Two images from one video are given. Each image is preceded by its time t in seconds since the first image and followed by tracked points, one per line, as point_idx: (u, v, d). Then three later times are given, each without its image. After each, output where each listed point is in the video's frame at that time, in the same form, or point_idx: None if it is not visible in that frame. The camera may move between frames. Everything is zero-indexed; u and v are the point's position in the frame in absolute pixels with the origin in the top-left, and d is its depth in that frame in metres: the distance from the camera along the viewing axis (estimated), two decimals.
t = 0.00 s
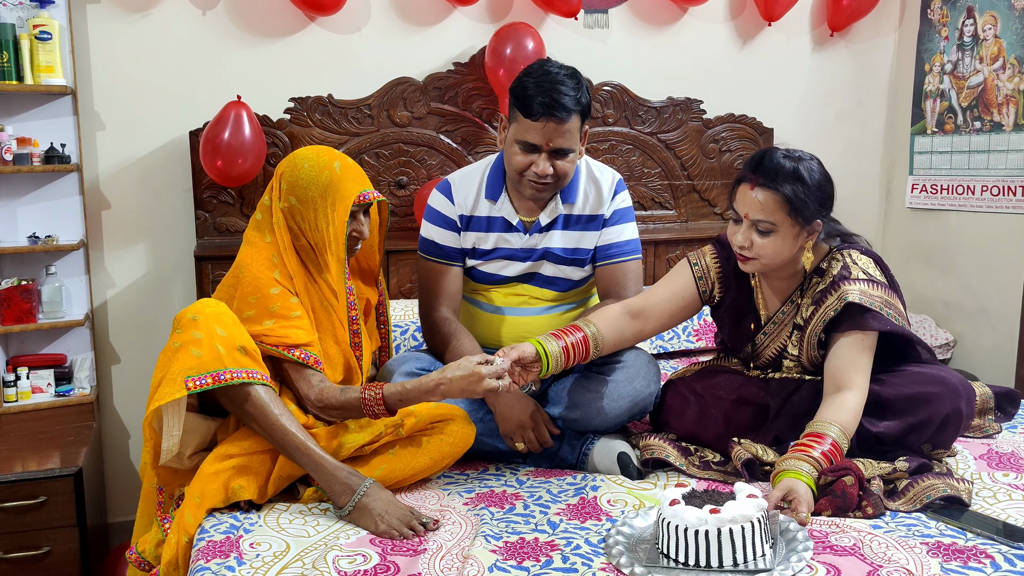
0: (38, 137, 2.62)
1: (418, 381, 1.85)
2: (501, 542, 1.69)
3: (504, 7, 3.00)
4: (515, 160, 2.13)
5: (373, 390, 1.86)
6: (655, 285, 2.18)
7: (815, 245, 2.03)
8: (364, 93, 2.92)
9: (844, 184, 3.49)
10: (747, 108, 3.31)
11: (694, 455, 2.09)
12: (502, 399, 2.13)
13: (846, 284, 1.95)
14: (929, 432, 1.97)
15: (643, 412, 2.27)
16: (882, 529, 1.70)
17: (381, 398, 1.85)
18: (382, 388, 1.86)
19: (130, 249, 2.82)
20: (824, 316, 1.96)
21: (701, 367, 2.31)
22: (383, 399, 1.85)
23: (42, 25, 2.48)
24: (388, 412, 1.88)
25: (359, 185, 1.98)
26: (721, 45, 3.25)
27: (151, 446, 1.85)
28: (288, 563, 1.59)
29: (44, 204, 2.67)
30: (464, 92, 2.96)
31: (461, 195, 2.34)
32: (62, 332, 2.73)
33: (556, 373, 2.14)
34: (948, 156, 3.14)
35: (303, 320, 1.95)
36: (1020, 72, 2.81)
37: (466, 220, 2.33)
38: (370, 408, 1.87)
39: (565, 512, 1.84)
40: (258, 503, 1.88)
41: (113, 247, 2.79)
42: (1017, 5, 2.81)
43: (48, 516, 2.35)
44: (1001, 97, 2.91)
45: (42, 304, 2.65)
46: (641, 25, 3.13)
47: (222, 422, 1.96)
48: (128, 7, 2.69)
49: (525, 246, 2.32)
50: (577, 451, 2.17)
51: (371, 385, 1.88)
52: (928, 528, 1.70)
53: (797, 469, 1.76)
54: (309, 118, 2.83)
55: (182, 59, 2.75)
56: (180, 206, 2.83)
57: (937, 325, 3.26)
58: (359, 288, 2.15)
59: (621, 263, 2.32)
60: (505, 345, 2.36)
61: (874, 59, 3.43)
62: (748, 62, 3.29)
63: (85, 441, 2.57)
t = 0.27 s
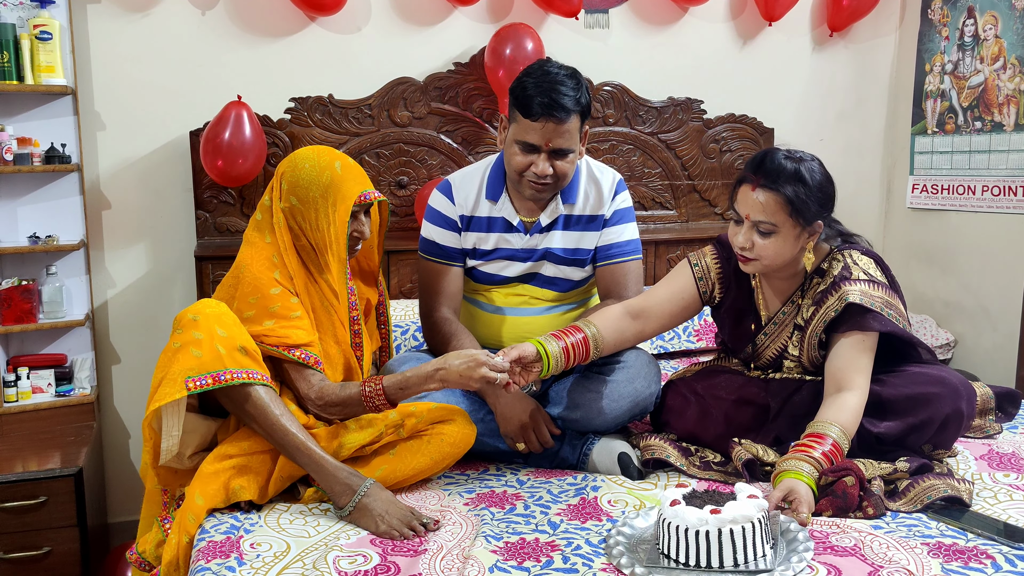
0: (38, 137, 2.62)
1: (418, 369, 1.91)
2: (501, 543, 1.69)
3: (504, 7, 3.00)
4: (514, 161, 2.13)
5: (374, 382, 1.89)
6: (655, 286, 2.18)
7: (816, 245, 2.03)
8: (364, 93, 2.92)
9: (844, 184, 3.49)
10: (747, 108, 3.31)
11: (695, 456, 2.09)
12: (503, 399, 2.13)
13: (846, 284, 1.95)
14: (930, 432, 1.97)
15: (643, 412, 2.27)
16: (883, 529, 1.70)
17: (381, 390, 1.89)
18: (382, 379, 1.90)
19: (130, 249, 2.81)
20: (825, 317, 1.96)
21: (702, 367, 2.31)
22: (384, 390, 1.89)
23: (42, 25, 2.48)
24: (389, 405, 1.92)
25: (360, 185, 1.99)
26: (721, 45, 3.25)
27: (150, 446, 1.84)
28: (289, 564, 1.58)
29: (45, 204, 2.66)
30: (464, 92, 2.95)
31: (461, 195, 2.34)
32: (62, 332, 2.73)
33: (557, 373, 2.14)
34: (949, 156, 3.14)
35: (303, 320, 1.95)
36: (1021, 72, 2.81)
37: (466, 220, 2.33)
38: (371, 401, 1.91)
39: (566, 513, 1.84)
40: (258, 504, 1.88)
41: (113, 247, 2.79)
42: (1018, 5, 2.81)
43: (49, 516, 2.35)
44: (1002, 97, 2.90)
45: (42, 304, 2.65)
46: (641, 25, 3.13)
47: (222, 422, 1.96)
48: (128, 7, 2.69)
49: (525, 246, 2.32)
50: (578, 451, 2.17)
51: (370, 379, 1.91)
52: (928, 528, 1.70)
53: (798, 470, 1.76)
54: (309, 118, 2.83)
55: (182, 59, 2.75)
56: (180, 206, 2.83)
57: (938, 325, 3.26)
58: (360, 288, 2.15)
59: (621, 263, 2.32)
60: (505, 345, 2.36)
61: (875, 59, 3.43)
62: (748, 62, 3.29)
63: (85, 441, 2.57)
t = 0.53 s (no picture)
0: (37, 137, 2.62)
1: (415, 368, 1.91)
2: (501, 542, 1.69)
3: (504, 6, 3.00)
4: (514, 160, 2.12)
5: (372, 382, 1.89)
6: (655, 285, 2.18)
7: (816, 245, 2.03)
8: (364, 92, 2.92)
9: (845, 184, 3.49)
10: (747, 107, 3.31)
11: (695, 455, 2.09)
12: (503, 400, 2.13)
13: (847, 284, 1.95)
14: (931, 432, 1.97)
15: (644, 412, 2.27)
16: (883, 529, 1.70)
17: (380, 390, 1.89)
18: (380, 379, 1.89)
19: (130, 248, 2.81)
20: (825, 316, 1.96)
21: (702, 367, 2.31)
22: (383, 390, 1.88)
23: (42, 25, 2.48)
24: (387, 404, 1.91)
25: (361, 185, 1.99)
26: (721, 44, 3.25)
27: (149, 446, 1.84)
28: (288, 564, 1.58)
29: (44, 203, 2.66)
30: (464, 91, 2.95)
31: (462, 195, 2.34)
32: (62, 332, 2.72)
33: (556, 374, 2.14)
34: (949, 155, 3.14)
35: (303, 320, 1.95)
36: (1021, 71, 2.81)
37: (466, 220, 2.33)
38: (370, 401, 1.90)
39: (566, 512, 1.84)
40: (258, 503, 1.88)
41: (113, 246, 2.79)
42: (1019, 5, 2.81)
43: (48, 515, 2.35)
44: (1002, 97, 2.90)
45: (42, 304, 2.65)
46: (641, 25, 3.13)
47: (222, 422, 1.96)
48: (128, 6, 2.69)
49: (526, 246, 2.32)
50: (578, 450, 2.17)
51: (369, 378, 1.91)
52: (929, 528, 1.70)
53: (798, 469, 1.75)
54: (309, 117, 2.82)
55: (181, 58, 2.75)
56: (180, 205, 2.83)
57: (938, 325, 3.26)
58: (359, 288, 2.15)
59: (621, 262, 2.32)
60: (505, 345, 2.36)
61: (875, 59, 3.43)
62: (748, 61, 3.29)
63: (85, 441, 2.57)
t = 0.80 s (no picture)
0: (37, 135, 2.61)
1: (414, 373, 1.89)
2: (501, 542, 1.68)
3: (505, 5, 2.99)
4: (514, 159, 2.12)
5: (369, 386, 1.88)
6: (656, 285, 2.17)
7: (818, 243, 2.03)
8: (364, 91, 2.92)
9: (845, 182, 3.49)
10: (748, 106, 3.31)
11: (696, 454, 2.09)
12: (502, 399, 2.13)
13: (848, 283, 1.94)
14: (932, 431, 1.96)
15: (644, 411, 2.27)
16: (884, 529, 1.70)
17: (378, 394, 1.88)
18: (377, 383, 1.89)
19: (130, 247, 2.81)
20: (826, 315, 1.96)
21: (703, 366, 2.31)
22: (380, 395, 1.87)
23: (41, 23, 2.48)
24: (384, 408, 1.91)
25: (361, 183, 1.98)
26: (722, 43, 3.24)
27: (150, 445, 1.84)
28: (288, 563, 1.58)
29: (44, 202, 2.66)
30: (465, 90, 2.95)
31: (462, 193, 2.34)
32: (62, 331, 2.72)
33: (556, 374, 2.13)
34: (950, 154, 3.13)
35: (301, 319, 1.95)
36: (1022, 70, 2.80)
37: (467, 218, 2.33)
38: (368, 404, 1.89)
39: (566, 512, 1.83)
40: (258, 502, 1.88)
41: (113, 245, 2.79)
42: (1020, 3, 2.80)
43: (48, 515, 2.35)
44: (1003, 95, 2.89)
45: (42, 303, 2.64)
46: (641, 24, 3.13)
47: (222, 421, 1.96)
48: (128, 5, 2.69)
49: (526, 245, 2.32)
50: (578, 450, 2.17)
51: (367, 381, 1.90)
52: (930, 527, 1.70)
53: (800, 468, 1.75)
54: (309, 116, 2.82)
55: (181, 57, 2.75)
56: (180, 204, 2.82)
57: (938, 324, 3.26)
58: (359, 286, 2.15)
59: (622, 261, 2.32)
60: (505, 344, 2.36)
61: (876, 58, 3.42)
62: (749, 60, 3.28)
63: (85, 440, 2.57)
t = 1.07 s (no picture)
0: (39, 135, 2.61)
1: (412, 373, 1.87)
2: (503, 542, 1.68)
3: (506, 5, 2.99)
4: (516, 159, 2.12)
5: (367, 386, 1.86)
6: (657, 285, 2.18)
7: (820, 243, 2.03)
8: (366, 91, 2.92)
9: (847, 182, 3.48)
10: (749, 106, 3.30)
11: (697, 454, 2.08)
12: (504, 399, 2.12)
13: (851, 283, 1.95)
14: (934, 431, 1.96)
15: (646, 411, 2.27)
16: (886, 529, 1.69)
17: (376, 394, 1.86)
18: (376, 383, 1.86)
19: (131, 247, 2.81)
20: (828, 315, 1.96)
21: (704, 366, 2.31)
22: (378, 394, 1.85)
23: (43, 23, 2.48)
24: (383, 408, 1.89)
25: (359, 180, 1.98)
26: (724, 43, 3.24)
27: (152, 445, 1.84)
28: (289, 563, 1.58)
29: (46, 202, 2.66)
30: (466, 90, 2.94)
31: (464, 193, 2.34)
32: (63, 331, 2.72)
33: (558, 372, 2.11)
34: (952, 154, 3.13)
35: (300, 318, 1.94)
36: None
37: (468, 218, 2.33)
38: (366, 404, 1.87)
39: (568, 512, 1.83)
40: (259, 502, 1.88)
41: (114, 245, 2.79)
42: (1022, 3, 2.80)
43: (50, 514, 2.35)
44: (1005, 95, 2.89)
45: (43, 302, 2.64)
46: (643, 23, 3.12)
47: (223, 421, 1.96)
48: (130, 5, 2.69)
49: (527, 244, 2.32)
50: (580, 450, 2.16)
51: (366, 381, 1.88)
52: (932, 528, 1.70)
53: (801, 469, 1.74)
54: (310, 116, 2.82)
55: (183, 57, 2.75)
56: (182, 204, 2.82)
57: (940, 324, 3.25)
58: (361, 284, 2.14)
59: (624, 261, 2.32)
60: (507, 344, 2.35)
61: (878, 57, 3.42)
62: (751, 60, 3.28)
63: (87, 440, 2.57)
